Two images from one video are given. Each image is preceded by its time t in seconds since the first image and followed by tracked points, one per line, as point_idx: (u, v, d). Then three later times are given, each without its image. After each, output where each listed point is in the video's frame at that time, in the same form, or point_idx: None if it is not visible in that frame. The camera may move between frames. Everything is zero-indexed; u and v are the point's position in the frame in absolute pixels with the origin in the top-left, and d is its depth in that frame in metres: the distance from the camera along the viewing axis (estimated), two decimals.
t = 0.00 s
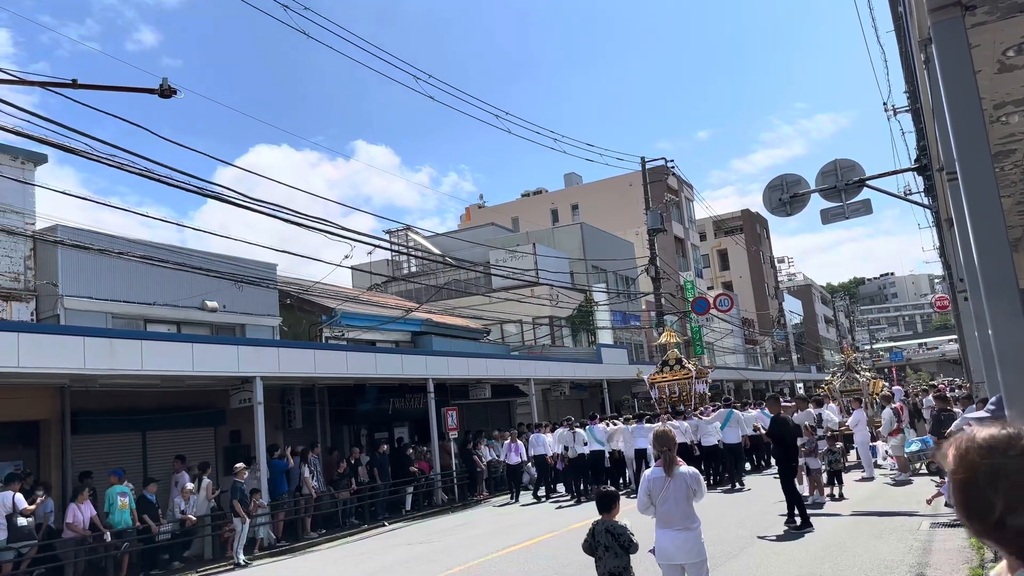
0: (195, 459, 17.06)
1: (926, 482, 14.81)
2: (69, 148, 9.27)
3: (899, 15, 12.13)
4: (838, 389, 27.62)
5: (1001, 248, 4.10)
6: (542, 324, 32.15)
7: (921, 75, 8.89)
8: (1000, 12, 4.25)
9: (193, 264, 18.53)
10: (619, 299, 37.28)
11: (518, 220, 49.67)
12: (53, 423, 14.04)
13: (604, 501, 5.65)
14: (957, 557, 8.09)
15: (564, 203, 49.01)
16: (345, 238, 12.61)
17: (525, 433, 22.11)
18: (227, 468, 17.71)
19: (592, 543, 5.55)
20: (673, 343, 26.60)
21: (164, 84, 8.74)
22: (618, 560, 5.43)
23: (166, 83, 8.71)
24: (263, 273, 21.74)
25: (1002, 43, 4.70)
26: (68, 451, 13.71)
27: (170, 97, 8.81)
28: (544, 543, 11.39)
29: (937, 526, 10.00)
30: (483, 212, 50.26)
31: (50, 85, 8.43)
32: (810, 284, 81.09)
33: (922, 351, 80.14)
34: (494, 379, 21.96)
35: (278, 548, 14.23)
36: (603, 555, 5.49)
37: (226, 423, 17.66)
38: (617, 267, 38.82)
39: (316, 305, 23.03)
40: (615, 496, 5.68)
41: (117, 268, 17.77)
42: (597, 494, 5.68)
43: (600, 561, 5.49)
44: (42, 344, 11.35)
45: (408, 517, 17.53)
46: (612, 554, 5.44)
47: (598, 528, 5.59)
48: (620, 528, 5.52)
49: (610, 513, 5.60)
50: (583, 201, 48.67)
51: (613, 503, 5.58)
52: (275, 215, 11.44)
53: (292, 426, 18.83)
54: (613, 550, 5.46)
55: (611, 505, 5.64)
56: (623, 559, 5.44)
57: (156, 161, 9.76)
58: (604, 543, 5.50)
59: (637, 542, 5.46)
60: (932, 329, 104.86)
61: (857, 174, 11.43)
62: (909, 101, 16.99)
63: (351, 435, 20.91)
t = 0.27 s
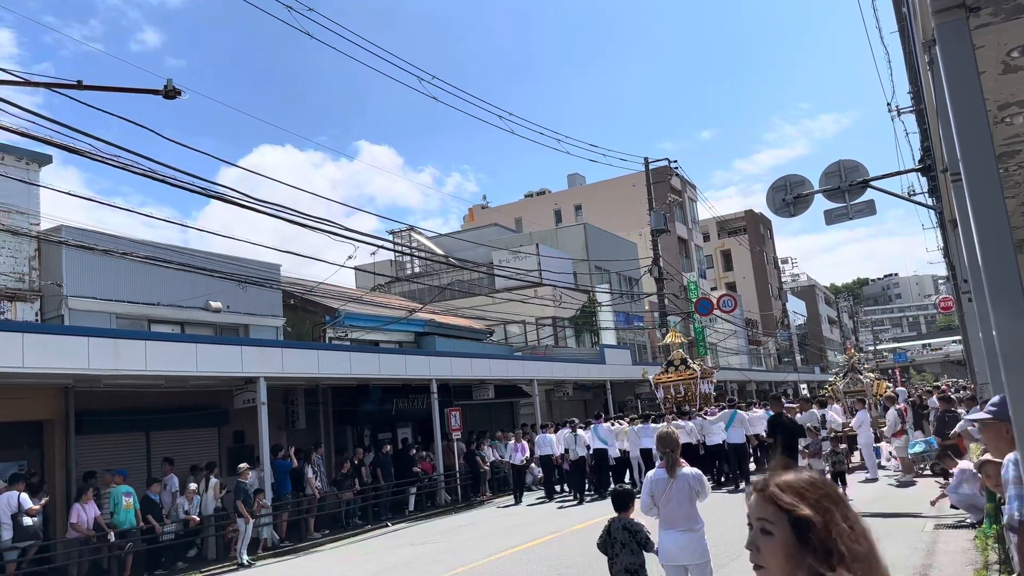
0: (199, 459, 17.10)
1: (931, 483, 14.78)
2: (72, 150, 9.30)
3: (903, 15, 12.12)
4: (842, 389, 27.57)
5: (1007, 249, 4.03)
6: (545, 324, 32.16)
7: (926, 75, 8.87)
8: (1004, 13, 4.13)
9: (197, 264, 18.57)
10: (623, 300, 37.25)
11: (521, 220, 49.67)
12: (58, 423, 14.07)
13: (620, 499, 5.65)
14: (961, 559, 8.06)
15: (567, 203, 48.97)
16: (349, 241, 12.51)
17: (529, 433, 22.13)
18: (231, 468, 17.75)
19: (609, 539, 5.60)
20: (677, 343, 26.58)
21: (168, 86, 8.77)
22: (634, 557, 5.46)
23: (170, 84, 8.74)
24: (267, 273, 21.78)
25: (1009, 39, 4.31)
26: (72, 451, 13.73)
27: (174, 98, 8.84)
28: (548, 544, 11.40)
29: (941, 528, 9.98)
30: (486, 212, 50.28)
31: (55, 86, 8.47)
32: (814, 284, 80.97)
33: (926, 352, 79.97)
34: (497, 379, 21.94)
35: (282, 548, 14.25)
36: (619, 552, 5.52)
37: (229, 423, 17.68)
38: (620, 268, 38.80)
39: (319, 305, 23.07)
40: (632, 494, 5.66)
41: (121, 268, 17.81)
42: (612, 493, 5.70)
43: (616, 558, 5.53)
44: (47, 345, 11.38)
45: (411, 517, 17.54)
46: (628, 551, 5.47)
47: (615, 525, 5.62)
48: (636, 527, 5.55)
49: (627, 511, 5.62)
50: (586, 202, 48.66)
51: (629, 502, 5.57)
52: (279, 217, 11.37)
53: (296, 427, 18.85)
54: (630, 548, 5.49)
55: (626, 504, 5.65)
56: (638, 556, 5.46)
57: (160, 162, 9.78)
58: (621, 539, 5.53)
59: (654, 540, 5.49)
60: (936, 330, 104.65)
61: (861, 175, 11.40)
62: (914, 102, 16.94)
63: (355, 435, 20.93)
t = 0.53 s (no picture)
0: (201, 460, 17.12)
1: (933, 486, 14.76)
2: (76, 151, 9.36)
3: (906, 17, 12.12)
4: (845, 391, 27.55)
5: (1009, 252, 4.00)
6: (548, 326, 32.18)
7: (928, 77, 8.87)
8: (1007, 14, 4.11)
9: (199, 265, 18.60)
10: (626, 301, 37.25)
11: (524, 221, 49.67)
12: (60, 423, 14.08)
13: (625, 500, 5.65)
14: (964, 561, 8.05)
15: (569, 204, 48.92)
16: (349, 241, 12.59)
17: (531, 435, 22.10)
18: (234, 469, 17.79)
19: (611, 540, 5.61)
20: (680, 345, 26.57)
21: (171, 88, 8.80)
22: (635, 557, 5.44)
23: (174, 86, 8.76)
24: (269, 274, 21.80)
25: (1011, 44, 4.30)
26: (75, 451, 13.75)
27: (177, 99, 8.86)
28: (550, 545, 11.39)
29: (943, 530, 9.97)
30: (489, 213, 50.29)
31: (59, 88, 8.48)
32: (817, 286, 80.87)
33: (929, 354, 79.85)
34: (500, 381, 21.94)
35: (284, 548, 14.28)
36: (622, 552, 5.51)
37: (232, 424, 17.71)
38: (623, 269, 38.80)
39: (322, 306, 23.10)
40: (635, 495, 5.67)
41: (123, 268, 17.83)
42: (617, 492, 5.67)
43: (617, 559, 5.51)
44: (50, 346, 11.40)
45: (414, 518, 17.55)
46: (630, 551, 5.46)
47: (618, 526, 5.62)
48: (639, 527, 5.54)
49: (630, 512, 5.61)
50: (588, 203, 48.65)
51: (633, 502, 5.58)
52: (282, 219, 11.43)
53: (298, 428, 18.85)
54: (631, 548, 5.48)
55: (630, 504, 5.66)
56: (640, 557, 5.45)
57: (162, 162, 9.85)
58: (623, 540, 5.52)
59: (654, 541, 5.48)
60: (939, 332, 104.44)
61: (864, 176, 11.38)
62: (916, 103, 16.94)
63: (357, 436, 20.96)
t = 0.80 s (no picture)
0: (202, 460, 17.14)
1: (934, 487, 14.75)
2: (79, 151, 9.36)
3: (908, 18, 12.12)
4: (846, 393, 27.54)
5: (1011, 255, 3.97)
6: (549, 327, 32.17)
7: (930, 79, 8.86)
8: (1009, 16, 4.11)
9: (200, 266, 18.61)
10: (627, 302, 37.24)
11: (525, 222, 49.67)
12: (62, 424, 14.09)
13: (622, 502, 5.64)
14: (964, 562, 8.05)
15: (571, 205, 48.93)
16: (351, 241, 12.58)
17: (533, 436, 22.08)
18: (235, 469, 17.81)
19: (609, 542, 5.60)
20: (682, 346, 26.57)
21: (173, 88, 8.81)
22: (632, 559, 5.46)
23: (175, 86, 8.77)
24: (271, 274, 21.80)
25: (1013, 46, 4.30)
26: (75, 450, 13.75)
27: (179, 100, 8.87)
28: (550, 546, 11.39)
29: (944, 532, 9.96)
30: (490, 214, 50.28)
31: (61, 88, 8.50)
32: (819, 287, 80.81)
33: (931, 355, 79.74)
34: (501, 381, 21.93)
35: (285, 549, 14.28)
36: (618, 553, 5.53)
37: (233, 424, 17.71)
38: (624, 270, 38.81)
39: (323, 307, 23.11)
40: (633, 496, 5.67)
41: (124, 268, 17.84)
42: (615, 494, 5.69)
43: (615, 560, 5.52)
44: (51, 346, 11.41)
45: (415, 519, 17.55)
46: (627, 553, 5.47)
47: (615, 527, 5.62)
48: (636, 528, 5.55)
49: (627, 513, 5.62)
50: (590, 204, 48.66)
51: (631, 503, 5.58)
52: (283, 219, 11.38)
53: (299, 428, 18.87)
54: (627, 549, 5.49)
55: (628, 506, 5.66)
56: (637, 558, 5.46)
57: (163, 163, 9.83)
58: (620, 542, 5.52)
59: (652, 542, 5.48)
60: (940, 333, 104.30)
61: (865, 177, 11.37)
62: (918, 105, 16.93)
63: (358, 436, 20.96)
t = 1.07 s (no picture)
0: (202, 460, 17.14)
1: (934, 489, 14.75)
2: (81, 150, 9.40)
3: (909, 20, 12.12)
4: (846, 394, 27.53)
5: (1012, 260, 3.94)
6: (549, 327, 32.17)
7: (932, 81, 8.86)
8: (1011, 17, 4.12)
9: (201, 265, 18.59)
10: (627, 303, 37.25)
11: (525, 222, 49.67)
12: (62, 422, 14.10)
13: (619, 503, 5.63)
14: (964, 564, 8.05)
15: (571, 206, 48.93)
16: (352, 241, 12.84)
17: (533, 436, 22.05)
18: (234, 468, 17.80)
19: (608, 543, 5.59)
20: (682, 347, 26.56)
21: (174, 86, 8.80)
22: (630, 560, 5.45)
23: (176, 85, 8.77)
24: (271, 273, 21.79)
25: (1015, 49, 4.29)
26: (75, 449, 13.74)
27: (179, 98, 8.86)
28: (549, 547, 11.38)
29: (943, 533, 9.96)
30: (490, 214, 50.27)
31: (62, 86, 8.49)
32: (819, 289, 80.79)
33: (930, 357, 79.70)
34: (500, 382, 21.93)
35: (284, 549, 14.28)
36: (617, 554, 5.52)
37: (232, 423, 17.70)
38: (624, 271, 38.82)
39: (323, 307, 23.11)
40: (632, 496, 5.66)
41: (124, 267, 17.83)
42: (613, 495, 5.71)
43: (614, 562, 5.52)
44: (50, 344, 11.40)
45: (414, 519, 17.54)
46: (625, 554, 5.46)
47: (614, 528, 5.61)
48: (634, 529, 5.53)
49: (625, 513, 5.62)
50: (590, 205, 48.66)
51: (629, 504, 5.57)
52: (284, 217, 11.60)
53: (299, 427, 18.87)
54: (626, 551, 5.48)
55: (627, 506, 5.66)
56: (635, 559, 5.46)
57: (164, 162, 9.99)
58: (618, 543, 5.51)
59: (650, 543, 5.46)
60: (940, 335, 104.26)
61: (866, 179, 11.37)
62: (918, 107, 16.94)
63: (358, 436, 20.95)
